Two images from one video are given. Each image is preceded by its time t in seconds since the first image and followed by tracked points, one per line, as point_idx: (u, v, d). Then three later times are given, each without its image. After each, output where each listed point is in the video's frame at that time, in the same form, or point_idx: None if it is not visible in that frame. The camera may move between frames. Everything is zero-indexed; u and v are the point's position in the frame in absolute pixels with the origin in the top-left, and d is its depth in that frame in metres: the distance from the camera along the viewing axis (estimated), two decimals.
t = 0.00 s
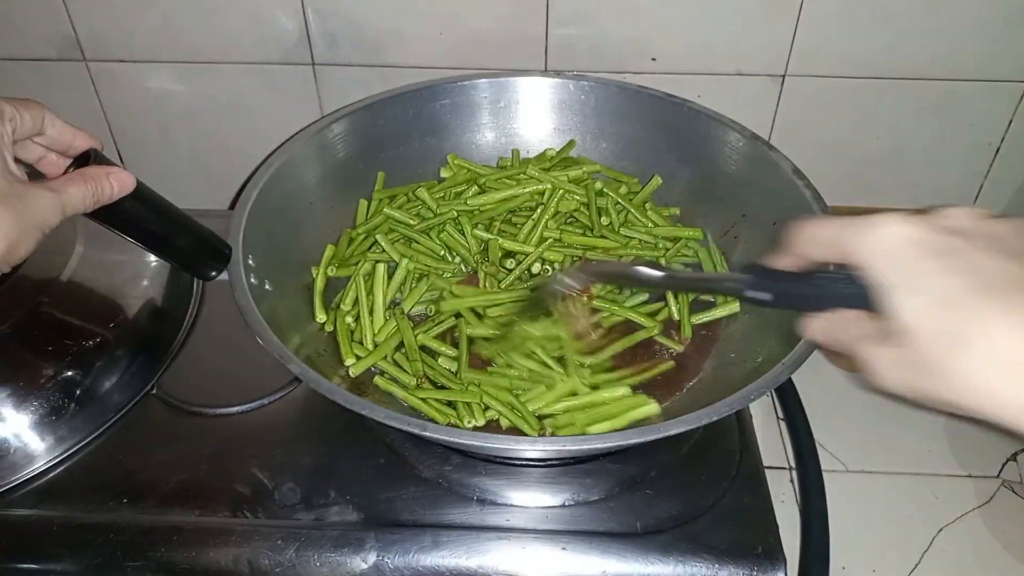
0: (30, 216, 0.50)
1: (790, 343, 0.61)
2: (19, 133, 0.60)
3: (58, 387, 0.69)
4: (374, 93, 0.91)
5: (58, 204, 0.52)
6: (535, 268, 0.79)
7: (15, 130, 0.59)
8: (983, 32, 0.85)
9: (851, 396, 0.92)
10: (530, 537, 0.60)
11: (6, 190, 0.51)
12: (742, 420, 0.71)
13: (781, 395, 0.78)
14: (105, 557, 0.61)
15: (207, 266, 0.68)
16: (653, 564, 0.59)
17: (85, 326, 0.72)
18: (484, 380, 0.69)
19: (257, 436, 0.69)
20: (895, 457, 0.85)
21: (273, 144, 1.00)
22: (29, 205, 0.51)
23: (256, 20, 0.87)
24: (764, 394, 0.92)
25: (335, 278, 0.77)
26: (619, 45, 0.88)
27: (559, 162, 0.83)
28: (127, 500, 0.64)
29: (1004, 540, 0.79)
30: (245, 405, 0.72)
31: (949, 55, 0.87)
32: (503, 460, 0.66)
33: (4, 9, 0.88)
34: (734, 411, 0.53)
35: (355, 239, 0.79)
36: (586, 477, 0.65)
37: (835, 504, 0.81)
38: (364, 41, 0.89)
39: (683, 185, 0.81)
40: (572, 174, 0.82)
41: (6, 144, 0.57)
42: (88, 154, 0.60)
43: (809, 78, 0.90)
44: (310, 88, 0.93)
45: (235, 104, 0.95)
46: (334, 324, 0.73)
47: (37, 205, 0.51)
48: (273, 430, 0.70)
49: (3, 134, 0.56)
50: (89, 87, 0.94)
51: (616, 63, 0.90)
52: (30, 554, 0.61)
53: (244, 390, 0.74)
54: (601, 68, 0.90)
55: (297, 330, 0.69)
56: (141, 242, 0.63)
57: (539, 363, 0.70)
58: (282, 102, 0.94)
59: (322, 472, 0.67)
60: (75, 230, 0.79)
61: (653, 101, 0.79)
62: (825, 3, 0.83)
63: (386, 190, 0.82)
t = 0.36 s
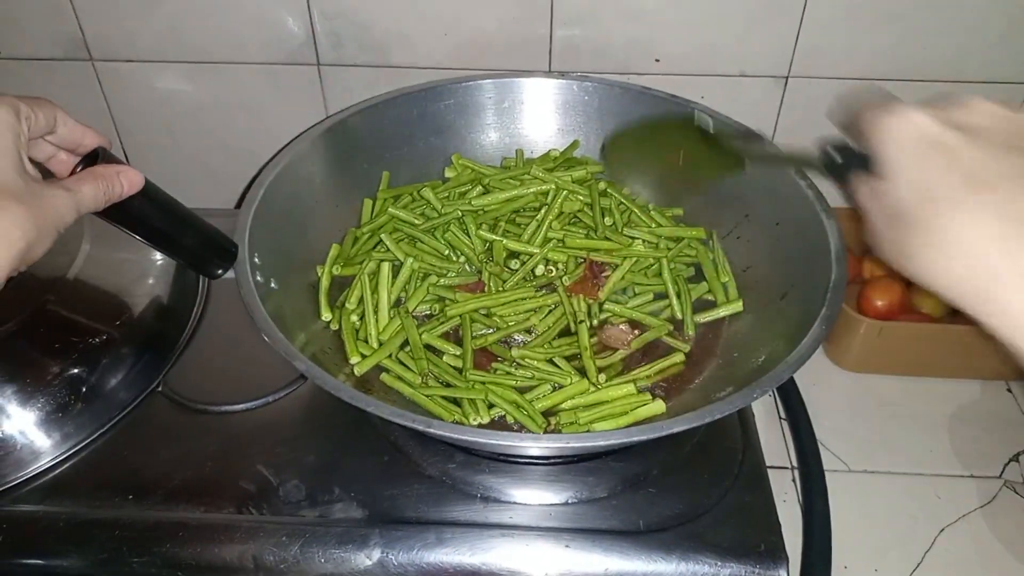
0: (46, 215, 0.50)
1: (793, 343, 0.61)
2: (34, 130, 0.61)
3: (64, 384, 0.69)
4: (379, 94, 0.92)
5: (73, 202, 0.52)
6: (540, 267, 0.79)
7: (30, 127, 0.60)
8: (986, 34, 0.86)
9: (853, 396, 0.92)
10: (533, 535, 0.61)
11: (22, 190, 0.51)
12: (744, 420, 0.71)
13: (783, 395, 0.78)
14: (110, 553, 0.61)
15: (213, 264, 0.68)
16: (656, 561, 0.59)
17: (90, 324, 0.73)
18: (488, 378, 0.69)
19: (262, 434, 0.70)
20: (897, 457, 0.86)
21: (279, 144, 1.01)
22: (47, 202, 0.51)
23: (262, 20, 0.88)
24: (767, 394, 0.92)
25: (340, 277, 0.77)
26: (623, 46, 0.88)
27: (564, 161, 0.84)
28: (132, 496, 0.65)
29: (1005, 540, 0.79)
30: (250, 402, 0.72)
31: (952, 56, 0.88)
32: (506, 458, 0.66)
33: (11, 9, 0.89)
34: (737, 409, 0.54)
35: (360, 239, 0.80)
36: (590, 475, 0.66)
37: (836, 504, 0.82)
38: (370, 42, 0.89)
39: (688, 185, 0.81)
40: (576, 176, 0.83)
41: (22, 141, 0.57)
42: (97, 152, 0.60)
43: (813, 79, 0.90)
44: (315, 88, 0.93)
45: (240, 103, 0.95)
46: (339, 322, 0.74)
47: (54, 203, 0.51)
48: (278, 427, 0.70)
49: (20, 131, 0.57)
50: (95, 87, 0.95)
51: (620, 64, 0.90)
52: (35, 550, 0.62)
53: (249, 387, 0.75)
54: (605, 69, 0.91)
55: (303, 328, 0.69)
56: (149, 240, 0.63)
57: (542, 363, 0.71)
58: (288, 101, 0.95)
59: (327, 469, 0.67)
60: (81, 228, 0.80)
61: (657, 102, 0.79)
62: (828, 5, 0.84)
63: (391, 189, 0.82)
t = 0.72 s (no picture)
0: (52, 209, 0.50)
1: (792, 341, 0.62)
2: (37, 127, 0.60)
3: (64, 379, 0.69)
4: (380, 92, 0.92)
5: (79, 198, 0.53)
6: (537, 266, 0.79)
7: (33, 123, 0.60)
8: (985, 35, 0.86)
9: (851, 395, 0.93)
10: (532, 531, 0.61)
11: (27, 185, 0.51)
12: (743, 417, 0.72)
13: (782, 393, 0.78)
14: (111, 547, 0.61)
15: (215, 259, 0.69)
16: (654, 558, 0.60)
17: (91, 320, 0.73)
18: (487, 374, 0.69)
19: (262, 430, 0.70)
20: (895, 456, 0.86)
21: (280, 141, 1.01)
22: (55, 199, 0.51)
23: (264, 17, 0.88)
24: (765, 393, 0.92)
25: (339, 274, 0.78)
26: (624, 45, 0.89)
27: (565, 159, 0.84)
28: (132, 491, 0.65)
29: (1002, 539, 0.79)
30: (250, 398, 0.72)
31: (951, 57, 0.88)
32: (506, 454, 0.67)
33: (13, 5, 0.89)
34: (737, 407, 0.54)
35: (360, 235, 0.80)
36: (589, 471, 0.66)
37: (834, 502, 0.82)
38: (372, 39, 0.89)
39: (689, 186, 0.81)
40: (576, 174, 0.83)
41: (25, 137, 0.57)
42: (100, 147, 0.60)
43: (813, 79, 0.90)
44: (317, 86, 0.94)
45: (242, 100, 0.95)
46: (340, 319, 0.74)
47: (61, 199, 0.51)
48: (278, 423, 0.71)
49: (22, 127, 0.57)
50: (96, 83, 0.95)
51: (621, 63, 0.90)
52: (35, 545, 0.62)
53: (249, 383, 0.75)
54: (606, 68, 0.91)
55: (304, 324, 0.70)
56: (151, 235, 0.63)
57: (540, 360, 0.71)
58: (290, 98, 0.95)
59: (327, 464, 0.67)
60: (81, 225, 0.80)
61: (658, 101, 0.80)
62: (828, 6, 0.84)
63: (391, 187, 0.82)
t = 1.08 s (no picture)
0: (54, 204, 0.50)
1: (796, 337, 0.61)
2: (40, 124, 0.61)
3: (69, 377, 0.70)
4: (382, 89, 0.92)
5: (80, 194, 0.53)
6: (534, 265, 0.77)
7: (36, 121, 0.60)
8: (989, 30, 0.86)
9: (854, 391, 0.93)
10: (535, 528, 0.61)
11: (28, 181, 0.51)
12: (746, 413, 0.72)
13: (785, 389, 0.78)
14: (116, 545, 0.61)
15: (219, 258, 0.70)
16: (659, 554, 0.60)
17: (95, 319, 0.73)
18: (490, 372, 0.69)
19: (266, 428, 0.70)
20: (898, 452, 0.86)
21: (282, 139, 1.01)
22: (55, 194, 0.51)
23: (266, 16, 0.88)
24: (768, 389, 0.92)
25: (341, 271, 0.78)
26: (627, 42, 0.89)
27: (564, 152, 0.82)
28: (137, 489, 0.65)
29: (1006, 535, 0.79)
30: (254, 396, 0.73)
31: (956, 52, 0.88)
32: (509, 451, 0.67)
33: (16, 6, 0.89)
34: (740, 403, 0.54)
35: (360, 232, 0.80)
36: (592, 469, 0.66)
37: (838, 498, 0.82)
38: (374, 37, 0.89)
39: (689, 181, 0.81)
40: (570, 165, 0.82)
41: (27, 134, 0.57)
42: (104, 146, 0.60)
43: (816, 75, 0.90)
44: (319, 84, 0.94)
45: (245, 99, 0.96)
46: (342, 317, 0.74)
47: (61, 194, 0.51)
48: (282, 420, 0.71)
49: (24, 124, 0.57)
50: (99, 82, 0.95)
51: (624, 59, 0.90)
52: (41, 543, 0.62)
53: (253, 381, 0.75)
54: (609, 65, 0.91)
55: (307, 322, 0.70)
56: (155, 234, 0.63)
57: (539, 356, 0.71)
58: (292, 96, 0.95)
59: (331, 462, 0.67)
60: (86, 223, 0.80)
61: (660, 98, 0.80)
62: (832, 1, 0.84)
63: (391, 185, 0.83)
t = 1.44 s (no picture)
0: (32, 201, 0.50)
1: (785, 337, 0.61)
2: (20, 125, 0.61)
3: (56, 379, 0.69)
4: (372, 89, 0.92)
5: (60, 194, 0.52)
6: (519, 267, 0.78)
7: (16, 121, 0.60)
8: (979, 29, 0.86)
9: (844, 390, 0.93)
10: (524, 529, 0.61)
11: (9, 179, 0.51)
12: (735, 413, 0.72)
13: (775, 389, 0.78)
14: (104, 548, 0.61)
15: (207, 259, 0.68)
16: (648, 555, 0.60)
17: (83, 320, 0.72)
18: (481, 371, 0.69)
19: (254, 429, 0.70)
20: (889, 451, 0.86)
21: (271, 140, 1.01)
22: (34, 193, 0.51)
23: (255, 16, 0.88)
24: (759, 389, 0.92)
25: (330, 272, 0.77)
26: (617, 42, 0.88)
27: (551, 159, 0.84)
28: (125, 492, 0.65)
29: (995, 533, 0.80)
30: (243, 398, 0.72)
31: (946, 51, 0.88)
32: (498, 452, 0.67)
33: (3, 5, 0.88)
34: (727, 403, 0.54)
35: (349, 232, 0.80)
36: (582, 469, 0.66)
37: (828, 497, 0.82)
38: (363, 36, 0.89)
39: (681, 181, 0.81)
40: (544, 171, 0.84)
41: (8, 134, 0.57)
42: (89, 148, 0.60)
43: (806, 74, 0.90)
44: (309, 84, 0.93)
45: (234, 99, 0.95)
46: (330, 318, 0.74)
47: (41, 194, 0.51)
48: (270, 422, 0.70)
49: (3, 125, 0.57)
50: (87, 82, 0.95)
51: (614, 59, 0.90)
52: (28, 546, 0.62)
53: (242, 383, 0.75)
54: (599, 64, 0.91)
55: (295, 324, 0.69)
56: (141, 235, 0.63)
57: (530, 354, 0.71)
58: (281, 97, 0.95)
59: (319, 464, 0.67)
60: (73, 224, 0.79)
61: (650, 97, 0.79)
62: None
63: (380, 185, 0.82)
